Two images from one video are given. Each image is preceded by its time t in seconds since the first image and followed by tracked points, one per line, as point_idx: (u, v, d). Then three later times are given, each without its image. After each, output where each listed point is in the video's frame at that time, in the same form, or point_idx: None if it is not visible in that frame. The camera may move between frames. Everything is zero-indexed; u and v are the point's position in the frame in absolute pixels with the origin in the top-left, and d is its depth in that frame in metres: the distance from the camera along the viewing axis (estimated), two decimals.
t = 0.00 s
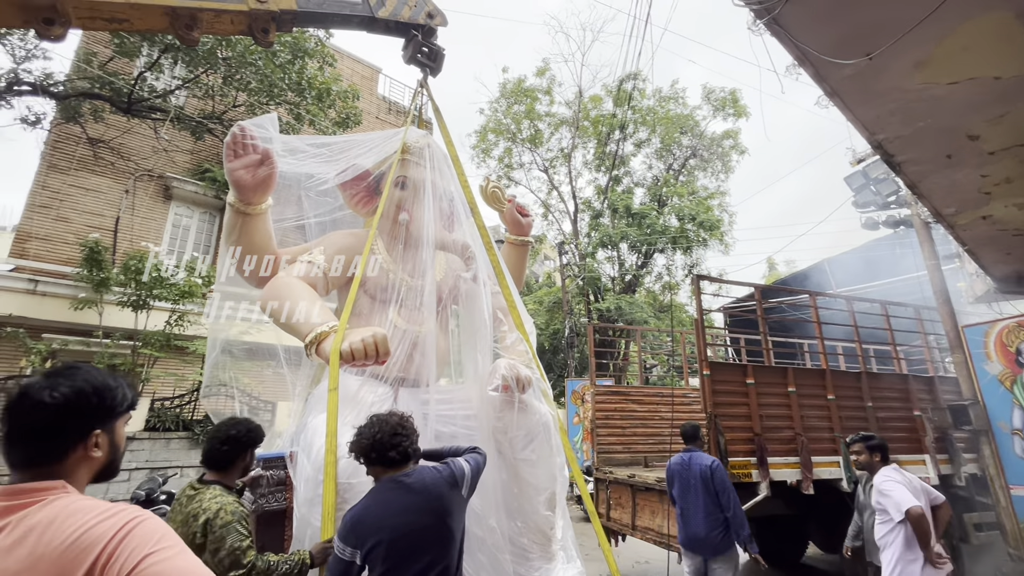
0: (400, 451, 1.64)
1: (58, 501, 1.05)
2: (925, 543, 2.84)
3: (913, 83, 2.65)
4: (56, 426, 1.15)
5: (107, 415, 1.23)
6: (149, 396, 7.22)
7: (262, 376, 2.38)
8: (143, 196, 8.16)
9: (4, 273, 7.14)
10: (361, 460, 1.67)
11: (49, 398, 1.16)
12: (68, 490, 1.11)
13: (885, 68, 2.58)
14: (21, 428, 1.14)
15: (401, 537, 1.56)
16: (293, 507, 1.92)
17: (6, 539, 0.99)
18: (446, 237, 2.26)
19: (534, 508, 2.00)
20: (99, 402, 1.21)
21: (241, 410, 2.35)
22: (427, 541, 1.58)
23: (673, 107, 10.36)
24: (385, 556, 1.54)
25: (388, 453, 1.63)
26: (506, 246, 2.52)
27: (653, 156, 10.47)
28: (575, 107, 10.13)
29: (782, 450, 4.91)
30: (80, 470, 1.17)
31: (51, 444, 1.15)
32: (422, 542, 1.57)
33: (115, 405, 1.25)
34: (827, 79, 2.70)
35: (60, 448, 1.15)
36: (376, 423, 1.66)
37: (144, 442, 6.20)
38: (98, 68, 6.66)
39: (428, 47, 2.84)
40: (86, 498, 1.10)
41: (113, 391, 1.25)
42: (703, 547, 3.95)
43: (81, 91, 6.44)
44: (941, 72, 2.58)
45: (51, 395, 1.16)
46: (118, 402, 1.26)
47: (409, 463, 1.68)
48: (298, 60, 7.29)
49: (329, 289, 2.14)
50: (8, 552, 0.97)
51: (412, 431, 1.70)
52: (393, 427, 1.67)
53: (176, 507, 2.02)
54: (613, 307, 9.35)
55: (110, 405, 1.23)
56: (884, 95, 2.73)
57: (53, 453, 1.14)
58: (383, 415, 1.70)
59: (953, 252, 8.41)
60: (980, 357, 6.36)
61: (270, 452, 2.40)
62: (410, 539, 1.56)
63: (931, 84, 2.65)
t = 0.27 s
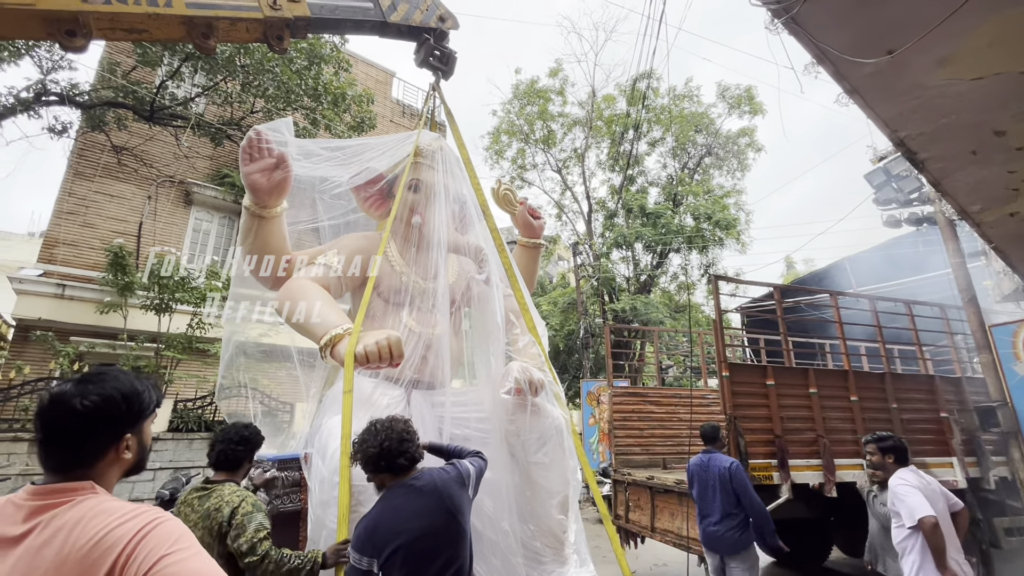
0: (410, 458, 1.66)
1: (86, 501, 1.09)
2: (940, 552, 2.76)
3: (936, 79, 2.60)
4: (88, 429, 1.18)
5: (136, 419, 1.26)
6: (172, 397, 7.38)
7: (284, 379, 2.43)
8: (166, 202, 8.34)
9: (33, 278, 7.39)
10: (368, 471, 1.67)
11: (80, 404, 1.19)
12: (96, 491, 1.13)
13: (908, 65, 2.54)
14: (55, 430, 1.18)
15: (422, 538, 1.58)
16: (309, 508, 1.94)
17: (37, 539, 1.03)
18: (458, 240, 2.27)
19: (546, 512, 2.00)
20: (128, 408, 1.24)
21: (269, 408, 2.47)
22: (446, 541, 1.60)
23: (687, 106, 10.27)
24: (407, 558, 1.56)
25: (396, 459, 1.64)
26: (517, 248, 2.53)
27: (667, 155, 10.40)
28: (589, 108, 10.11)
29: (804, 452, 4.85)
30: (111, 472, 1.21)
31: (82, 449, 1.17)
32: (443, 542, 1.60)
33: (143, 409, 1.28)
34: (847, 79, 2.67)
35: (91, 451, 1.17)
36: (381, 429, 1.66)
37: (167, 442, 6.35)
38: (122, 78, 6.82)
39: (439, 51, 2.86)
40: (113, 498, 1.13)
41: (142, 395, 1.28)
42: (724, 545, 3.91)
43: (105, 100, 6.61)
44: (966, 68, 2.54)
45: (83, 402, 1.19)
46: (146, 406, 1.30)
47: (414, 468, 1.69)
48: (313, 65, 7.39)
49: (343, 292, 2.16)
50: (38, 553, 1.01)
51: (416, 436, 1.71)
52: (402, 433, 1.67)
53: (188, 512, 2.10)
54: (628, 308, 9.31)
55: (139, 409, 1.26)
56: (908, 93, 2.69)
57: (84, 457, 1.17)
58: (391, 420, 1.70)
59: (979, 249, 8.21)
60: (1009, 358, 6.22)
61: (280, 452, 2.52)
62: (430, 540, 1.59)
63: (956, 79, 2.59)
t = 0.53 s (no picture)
0: (412, 461, 1.63)
1: (97, 502, 1.11)
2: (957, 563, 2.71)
3: (955, 74, 2.56)
4: (100, 432, 1.20)
5: (147, 422, 1.28)
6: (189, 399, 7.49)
7: (298, 381, 2.44)
8: (182, 207, 8.47)
9: (55, 283, 7.58)
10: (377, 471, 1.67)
11: (93, 408, 1.21)
12: (106, 492, 1.15)
13: (928, 61, 2.51)
14: (67, 432, 1.20)
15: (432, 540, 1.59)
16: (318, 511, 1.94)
17: (50, 541, 1.05)
18: (465, 241, 2.27)
19: (555, 515, 1.99)
20: (138, 411, 1.26)
21: (283, 410, 2.48)
22: (456, 545, 1.60)
23: (698, 104, 10.19)
24: (415, 560, 1.58)
25: (402, 462, 1.63)
26: (525, 250, 2.52)
27: (678, 154, 10.33)
28: (598, 107, 10.08)
29: (822, 453, 4.78)
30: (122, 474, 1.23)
31: (94, 453, 1.19)
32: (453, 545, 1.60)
33: (154, 412, 1.30)
34: (864, 75, 2.65)
35: (103, 453, 1.19)
36: (390, 433, 1.64)
37: (185, 444, 6.46)
38: (139, 86, 6.95)
39: (446, 53, 2.92)
40: (123, 500, 1.15)
41: (152, 399, 1.30)
42: (734, 544, 3.91)
43: (123, 108, 6.74)
44: (988, 61, 2.48)
45: (95, 405, 1.21)
46: (156, 408, 1.32)
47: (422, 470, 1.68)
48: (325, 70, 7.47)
49: (351, 294, 2.16)
50: (50, 555, 1.03)
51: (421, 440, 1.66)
52: (406, 434, 1.66)
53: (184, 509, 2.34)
54: (639, 308, 9.26)
55: (149, 412, 1.28)
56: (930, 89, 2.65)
57: (96, 460, 1.19)
58: (396, 423, 1.69)
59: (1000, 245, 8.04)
60: None
61: (292, 454, 2.56)
62: (440, 543, 1.60)
63: (977, 73, 2.54)
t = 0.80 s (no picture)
0: (413, 462, 1.65)
1: (110, 504, 1.13)
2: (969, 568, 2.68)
3: (973, 67, 2.53)
4: (114, 434, 1.23)
5: (158, 425, 1.31)
6: (206, 402, 7.60)
7: (309, 382, 2.48)
8: (197, 212, 8.58)
9: (75, 288, 7.74)
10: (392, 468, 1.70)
11: (108, 409, 1.23)
12: (119, 494, 1.18)
13: (944, 54, 2.51)
14: (81, 434, 1.22)
15: (441, 542, 1.61)
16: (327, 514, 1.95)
17: (65, 542, 1.07)
18: (474, 244, 2.28)
19: (564, 519, 1.97)
20: (151, 414, 1.29)
21: (296, 413, 2.52)
22: (463, 553, 1.61)
23: (709, 102, 10.12)
24: (420, 560, 1.59)
25: (419, 462, 1.64)
26: (534, 252, 2.52)
27: (689, 152, 10.27)
28: (608, 107, 10.05)
29: (840, 454, 4.71)
30: (132, 476, 1.25)
31: (107, 455, 1.21)
32: (461, 553, 1.61)
33: (166, 415, 1.33)
34: (875, 67, 2.67)
35: (116, 455, 1.21)
36: (406, 435, 1.67)
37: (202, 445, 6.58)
38: (155, 94, 7.08)
39: (455, 57, 2.94)
40: (136, 501, 1.18)
41: (164, 401, 1.33)
42: (749, 545, 3.87)
43: (139, 116, 6.87)
44: (1008, 54, 2.43)
45: (109, 407, 1.24)
46: (167, 412, 1.35)
47: (438, 469, 1.69)
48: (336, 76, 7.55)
49: (361, 296, 2.18)
50: (66, 556, 1.05)
51: (435, 438, 1.68)
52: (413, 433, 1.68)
53: (188, 503, 2.51)
54: (651, 308, 9.21)
55: (161, 415, 1.31)
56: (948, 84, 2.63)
57: (110, 461, 1.21)
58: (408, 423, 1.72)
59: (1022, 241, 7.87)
60: None
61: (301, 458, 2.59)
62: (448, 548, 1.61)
63: (996, 66, 2.50)
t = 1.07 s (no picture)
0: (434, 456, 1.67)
1: (121, 505, 1.15)
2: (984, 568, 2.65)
3: (990, 61, 2.52)
4: (129, 432, 1.26)
5: (170, 427, 1.33)
6: (220, 404, 7.69)
7: (319, 384, 2.52)
8: (210, 218, 8.69)
9: (92, 293, 7.88)
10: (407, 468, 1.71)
11: (127, 406, 1.27)
12: (130, 494, 1.20)
13: (960, 48, 2.49)
14: (98, 431, 1.25)
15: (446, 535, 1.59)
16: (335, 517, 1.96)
17: (79, 542, 1.09)
18: (482, 247, 2.29)
19: (572, 524, 1.96)
20: (165, 415, 1.32)
21: (308, 415, 2.55)
22: (466, 552, 1.59)
23: (718, 100, 10.05)
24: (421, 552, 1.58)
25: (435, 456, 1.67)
26: (543, 255, 2.52)
27: (698, 151, 10.20)
28: (616, 107, 10.02)
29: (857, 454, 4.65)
30: (142, 478, 1.27)
31: (123, 450, 1.24)
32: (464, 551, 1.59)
33: (179, 418, 1.36)
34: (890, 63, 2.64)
35: (130, 452, 1.25)
36: (422, 431, 1.70)
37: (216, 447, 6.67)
38: (169, 102, 7.18)
39: (462, 60, 2.95)
40: (146, 502, 1.20)
41: (178, 404, 1.37)
42: (762, 546, 3.84)
43: (153, 123, 6.98)
44: None
45: (129, 404, 1.28)
46: (181, 416, 1.38)
47: (454, 467, 1.70)
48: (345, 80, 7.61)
49: (370, 300, 2.19)
50: (79, 557, 1.07)
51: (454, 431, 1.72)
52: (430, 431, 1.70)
53: (201, 505, 2.54)
54: (662, 308, 9.16)
55: (174, 417, 1.35)
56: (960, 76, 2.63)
57: (124, 458, 1.24)
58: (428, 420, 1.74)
59: None
60: None
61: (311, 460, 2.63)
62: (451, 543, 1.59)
63: (1013, 60, 2.49)
